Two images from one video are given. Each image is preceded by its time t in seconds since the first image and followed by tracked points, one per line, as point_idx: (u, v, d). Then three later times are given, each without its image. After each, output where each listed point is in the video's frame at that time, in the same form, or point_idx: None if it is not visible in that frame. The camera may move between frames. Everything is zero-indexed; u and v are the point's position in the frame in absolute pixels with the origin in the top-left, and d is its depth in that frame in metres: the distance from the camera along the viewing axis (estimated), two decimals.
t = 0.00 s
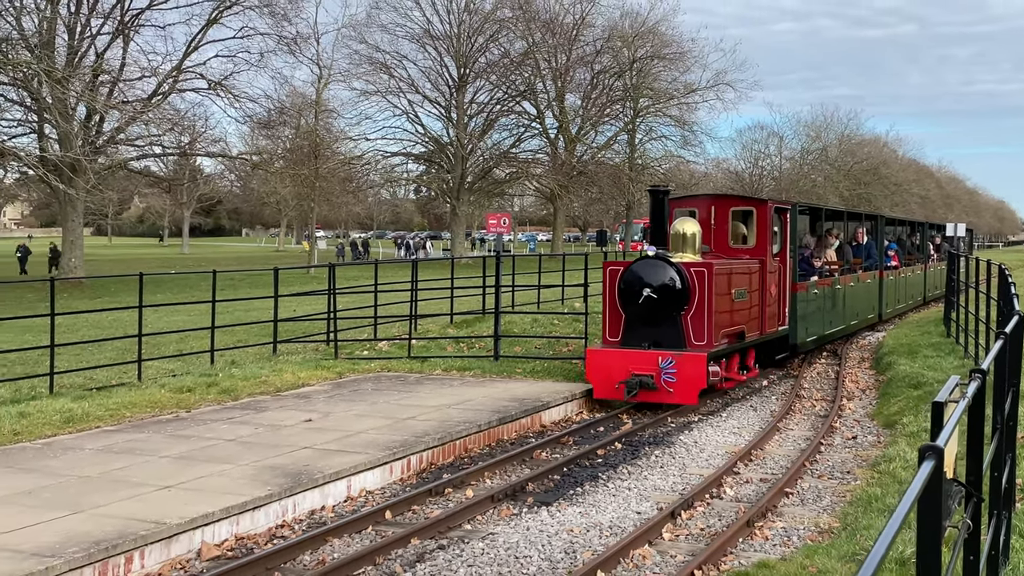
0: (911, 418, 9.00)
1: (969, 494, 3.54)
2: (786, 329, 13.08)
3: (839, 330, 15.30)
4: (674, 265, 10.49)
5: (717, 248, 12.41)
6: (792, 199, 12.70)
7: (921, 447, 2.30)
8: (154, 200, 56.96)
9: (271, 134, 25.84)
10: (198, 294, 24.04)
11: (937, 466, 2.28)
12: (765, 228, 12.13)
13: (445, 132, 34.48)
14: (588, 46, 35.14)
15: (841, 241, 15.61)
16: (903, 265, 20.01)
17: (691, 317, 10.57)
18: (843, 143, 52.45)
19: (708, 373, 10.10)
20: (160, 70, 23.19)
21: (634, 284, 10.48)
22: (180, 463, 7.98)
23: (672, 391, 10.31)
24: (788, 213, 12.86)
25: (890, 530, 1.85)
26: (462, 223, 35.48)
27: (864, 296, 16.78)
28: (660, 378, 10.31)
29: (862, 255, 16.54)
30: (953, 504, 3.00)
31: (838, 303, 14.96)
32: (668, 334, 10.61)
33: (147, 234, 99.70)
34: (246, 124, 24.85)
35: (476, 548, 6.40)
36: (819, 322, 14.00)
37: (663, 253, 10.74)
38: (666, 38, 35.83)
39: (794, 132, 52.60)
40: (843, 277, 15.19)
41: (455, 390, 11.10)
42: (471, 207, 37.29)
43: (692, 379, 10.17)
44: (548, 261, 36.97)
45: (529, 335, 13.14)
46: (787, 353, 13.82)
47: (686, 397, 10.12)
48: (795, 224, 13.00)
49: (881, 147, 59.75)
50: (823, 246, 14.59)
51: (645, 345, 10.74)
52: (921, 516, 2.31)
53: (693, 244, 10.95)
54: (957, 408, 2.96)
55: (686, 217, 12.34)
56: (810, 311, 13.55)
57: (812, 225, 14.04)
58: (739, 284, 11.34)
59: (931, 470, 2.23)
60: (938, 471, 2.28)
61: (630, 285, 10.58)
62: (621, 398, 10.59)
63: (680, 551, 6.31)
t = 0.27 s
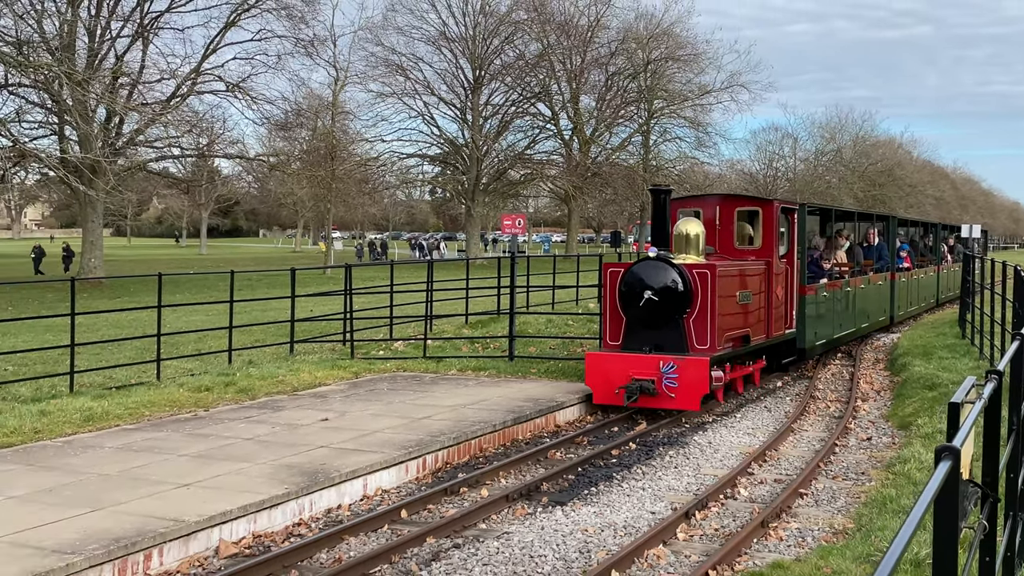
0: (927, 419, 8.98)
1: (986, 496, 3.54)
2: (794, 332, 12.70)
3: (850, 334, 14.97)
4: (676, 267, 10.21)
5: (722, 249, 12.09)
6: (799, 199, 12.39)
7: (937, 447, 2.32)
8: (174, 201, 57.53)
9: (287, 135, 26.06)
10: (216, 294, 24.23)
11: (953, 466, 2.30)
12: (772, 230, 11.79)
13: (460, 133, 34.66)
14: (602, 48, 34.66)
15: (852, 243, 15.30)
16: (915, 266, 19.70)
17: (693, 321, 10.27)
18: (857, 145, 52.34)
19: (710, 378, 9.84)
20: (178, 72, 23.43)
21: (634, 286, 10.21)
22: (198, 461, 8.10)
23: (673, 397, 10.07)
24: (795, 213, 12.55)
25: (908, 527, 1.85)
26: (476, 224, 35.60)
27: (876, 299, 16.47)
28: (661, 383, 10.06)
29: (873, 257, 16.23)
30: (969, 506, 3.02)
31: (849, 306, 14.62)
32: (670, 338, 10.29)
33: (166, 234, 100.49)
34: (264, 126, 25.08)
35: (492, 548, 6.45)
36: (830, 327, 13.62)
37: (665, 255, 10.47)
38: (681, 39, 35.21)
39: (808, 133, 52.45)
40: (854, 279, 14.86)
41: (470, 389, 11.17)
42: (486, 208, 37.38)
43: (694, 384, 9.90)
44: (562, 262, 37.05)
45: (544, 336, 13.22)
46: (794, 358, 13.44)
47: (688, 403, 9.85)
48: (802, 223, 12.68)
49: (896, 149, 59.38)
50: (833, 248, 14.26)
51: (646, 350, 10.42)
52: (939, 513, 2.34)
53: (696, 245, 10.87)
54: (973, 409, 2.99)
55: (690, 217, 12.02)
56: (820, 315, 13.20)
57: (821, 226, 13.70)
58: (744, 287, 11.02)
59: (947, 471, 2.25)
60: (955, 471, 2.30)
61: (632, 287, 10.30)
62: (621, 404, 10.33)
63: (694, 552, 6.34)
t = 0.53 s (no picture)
0: (942, 421, 8.95)
1: (1000, 497, 3.55)
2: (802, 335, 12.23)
3: (861, 337, 14.64)
4: (678, 268, 9.69)
5: (726, 250, 11.55)
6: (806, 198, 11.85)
7: (953, 448, 2.36)
8: (192, 201, 58.12)
9: (305, 137, 26.31)
10: (234, 294, 24.50)
11: (969, 469, 2.34)
12: (778, 230, 11.20)
13: (476, 135, 34.87)
14: (616, 50, 34.45)
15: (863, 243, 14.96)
16: (927, 268, 19.43)
17: (696, 325, 9.72)
18: (872, 146, 52.22)
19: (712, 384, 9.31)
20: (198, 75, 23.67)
21: (634, 288, 9.73)
22: (216, 460, 8.19)
23: (674, 403, 9.52)
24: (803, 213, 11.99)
25: (923, 531, 1.88)
26: (491, 225, 35.76)
27: (887, 301, 16.16)
28: (662, 389, 9.55)
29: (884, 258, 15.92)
30: (984, 507, 3.06)
31: (859, 308, 14.28)
32: (672, 342, 9.79)
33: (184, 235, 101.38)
34: (282, 128, 25.33)
35: (507, 547, 6.51)
36: (840, 329, 13.27)
37: (666, 255, 9.96)
38: (696, 42, 35.31)
39: (823, 135, 52.33)
40: (864, 281, 14.53)
41: (485, 390, 11.22)
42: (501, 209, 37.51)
43: (696, 390, 9.35)
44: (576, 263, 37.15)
45: (558, 336, 13.28)
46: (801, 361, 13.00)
47: (690, 410, 9.33)
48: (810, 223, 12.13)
49: (911, 150, 59.13)
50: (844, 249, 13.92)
51: (648, 353, 9.95)
52: (954, 514, 2.38)
53: (699, 246, 10.31)
54: (988, 410, 3.02)
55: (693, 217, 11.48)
56: (831, 317, 12.84)
57: (831, 227, 13.31)
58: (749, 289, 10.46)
59: (964, 472, 2.28)
60: (971, 473, 2.34)
61: (631, 289, 9.83)
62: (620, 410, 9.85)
63: (709, 552, 6.36)
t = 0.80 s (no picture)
0: (957, 422, 8.92)
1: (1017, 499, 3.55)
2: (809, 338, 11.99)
3: (870, 341, 14.37)
4: (678, 271, 9.50)
5: (730, 251, 11.30)
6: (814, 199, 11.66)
7: (971, 451, 2.43)
8: (210, 203, 58.58)
9: (322, 139, 26.50)
10: (252, 294, 24.69)
11: (985, 469, 2.41)
12: (784, 231, 11.00)
13: (492, 136, 35.06)
14: (632, 52, 34.13)
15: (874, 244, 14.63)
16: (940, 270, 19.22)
17: (696, 329, 9.55)
18: (887, 147, 52.00)
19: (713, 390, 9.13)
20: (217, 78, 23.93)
21: (633, 290, 9.56)
22: (235, 459, 8.31)
23: (674, 409, 9.38)
24: (810, 214, 11.79)
25: (940, 536, 2.01)
26: (507, 226, 35.82)
27: (898, 304, 15.91)
28: (661, 395, 9.39)
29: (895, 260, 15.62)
30: (1000, 508, 3.11)
31: (870, 311, 13.99)
32: (672, 347, 9.62)
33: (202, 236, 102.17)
34: (299, 130, 25.54)
35: (522, 546, 6.55)
36: (850, 332, 12.98)
37: (667, 258, 9.79)
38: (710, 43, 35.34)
39: (838, 136, 52.15)
40: (875, 283, 14.23)
41: (500, 390, 11.28)
42: (516, 210, 37.55)
43: (697, 396, 9.20)
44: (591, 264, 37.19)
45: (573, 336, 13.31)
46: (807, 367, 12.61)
47: (689, 417, 9.17)
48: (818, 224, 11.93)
49: (927, 151, 58.78)
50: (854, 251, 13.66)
51: (647, 358, 9.78)
52: (970, 513, 2.47)
53: (702, 248, 10.00)
54: (1004, 412, 3.08)
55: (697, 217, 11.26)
56: (840, 320, 12.57)
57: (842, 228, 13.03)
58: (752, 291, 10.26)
59: (980, 472, 2.36)
60: (986, 473, 2.42)
61: (631, 292, 9.64)
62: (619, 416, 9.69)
63: (723, 552, 6.39)
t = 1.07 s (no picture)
0: (973, 423, 8.89)
1: None
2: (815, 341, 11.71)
3: (879, 344, 14.18)
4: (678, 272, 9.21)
5: (733, 251, 11.02)
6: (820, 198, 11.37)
7: (988, 451, 2.48)
8: (227, 203, 59.04)
9: (338, 140, 26.72)
10: (269, 294, 24.91)
11: (1002, 469, 2.46)
12: (789, 231, 10.67)
13: (507, 137, 35.22)
14: (646, 53, 34.05)
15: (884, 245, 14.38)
16: (952, 271, 19.02)
17: (696, 332, 9.27)
18: (902, 147, 51.79)
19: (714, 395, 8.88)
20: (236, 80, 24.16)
21: (633, 291, 9.25)
22: (254, 457, 8.41)
23: (674, 415, 9.10)
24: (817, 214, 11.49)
25: (954, 537, 2.11)
26: (521, 227, 35.91)
27: (909, 305, 15.65)
28: (660, 400, 9.12)
29: (906, 261, 15.40)
30: (1015, 509, 3.17)
31: (878, 314, 13.78)
32: (672, 350, 9.33)
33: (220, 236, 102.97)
34: (316, 131, 25.76)
35: (537, 545, 6.60)
36: (857, 335, 12.75)
37: (667, 259, 9.48)
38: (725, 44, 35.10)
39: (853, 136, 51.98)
40: (884, 285, 14.02)
41: (515, 390, 11.33)
42: (531, 211, 37.62)
43: (697, 401, 8.93)
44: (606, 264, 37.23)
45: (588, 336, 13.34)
46: (812, 371, 12.31)
47: (688, 422, 8.91)
48: (825, 224, 11.65)
49: (941, 151, 58.46)
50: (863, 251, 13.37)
51: (647, 361, 9.50)
52: (986, 512, 2.52)
53: (704, 248, 9.75)
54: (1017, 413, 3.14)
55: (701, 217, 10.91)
56: (847, 321, 12.33)
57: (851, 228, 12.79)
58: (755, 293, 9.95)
59: (996, 472, 2.40)
60: (1002, 473, 2.46)
61: (629, 294, 9.34)
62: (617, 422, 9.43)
63: (738, 552, 6.41)
